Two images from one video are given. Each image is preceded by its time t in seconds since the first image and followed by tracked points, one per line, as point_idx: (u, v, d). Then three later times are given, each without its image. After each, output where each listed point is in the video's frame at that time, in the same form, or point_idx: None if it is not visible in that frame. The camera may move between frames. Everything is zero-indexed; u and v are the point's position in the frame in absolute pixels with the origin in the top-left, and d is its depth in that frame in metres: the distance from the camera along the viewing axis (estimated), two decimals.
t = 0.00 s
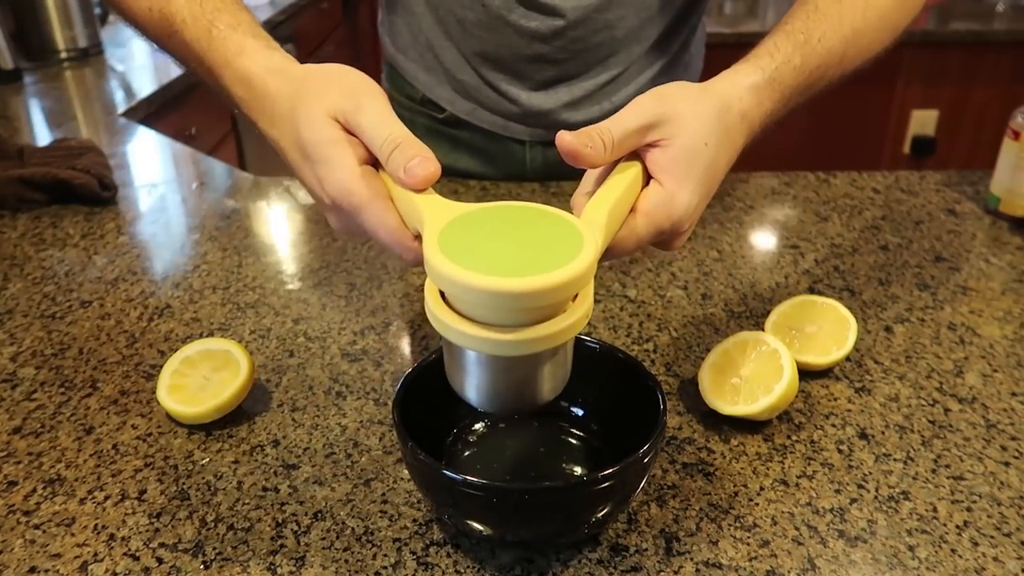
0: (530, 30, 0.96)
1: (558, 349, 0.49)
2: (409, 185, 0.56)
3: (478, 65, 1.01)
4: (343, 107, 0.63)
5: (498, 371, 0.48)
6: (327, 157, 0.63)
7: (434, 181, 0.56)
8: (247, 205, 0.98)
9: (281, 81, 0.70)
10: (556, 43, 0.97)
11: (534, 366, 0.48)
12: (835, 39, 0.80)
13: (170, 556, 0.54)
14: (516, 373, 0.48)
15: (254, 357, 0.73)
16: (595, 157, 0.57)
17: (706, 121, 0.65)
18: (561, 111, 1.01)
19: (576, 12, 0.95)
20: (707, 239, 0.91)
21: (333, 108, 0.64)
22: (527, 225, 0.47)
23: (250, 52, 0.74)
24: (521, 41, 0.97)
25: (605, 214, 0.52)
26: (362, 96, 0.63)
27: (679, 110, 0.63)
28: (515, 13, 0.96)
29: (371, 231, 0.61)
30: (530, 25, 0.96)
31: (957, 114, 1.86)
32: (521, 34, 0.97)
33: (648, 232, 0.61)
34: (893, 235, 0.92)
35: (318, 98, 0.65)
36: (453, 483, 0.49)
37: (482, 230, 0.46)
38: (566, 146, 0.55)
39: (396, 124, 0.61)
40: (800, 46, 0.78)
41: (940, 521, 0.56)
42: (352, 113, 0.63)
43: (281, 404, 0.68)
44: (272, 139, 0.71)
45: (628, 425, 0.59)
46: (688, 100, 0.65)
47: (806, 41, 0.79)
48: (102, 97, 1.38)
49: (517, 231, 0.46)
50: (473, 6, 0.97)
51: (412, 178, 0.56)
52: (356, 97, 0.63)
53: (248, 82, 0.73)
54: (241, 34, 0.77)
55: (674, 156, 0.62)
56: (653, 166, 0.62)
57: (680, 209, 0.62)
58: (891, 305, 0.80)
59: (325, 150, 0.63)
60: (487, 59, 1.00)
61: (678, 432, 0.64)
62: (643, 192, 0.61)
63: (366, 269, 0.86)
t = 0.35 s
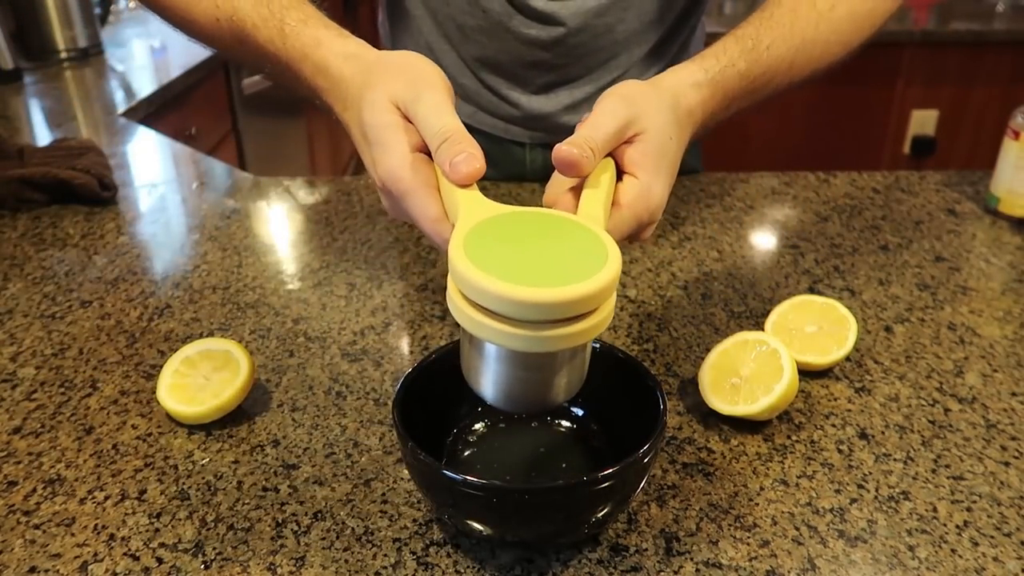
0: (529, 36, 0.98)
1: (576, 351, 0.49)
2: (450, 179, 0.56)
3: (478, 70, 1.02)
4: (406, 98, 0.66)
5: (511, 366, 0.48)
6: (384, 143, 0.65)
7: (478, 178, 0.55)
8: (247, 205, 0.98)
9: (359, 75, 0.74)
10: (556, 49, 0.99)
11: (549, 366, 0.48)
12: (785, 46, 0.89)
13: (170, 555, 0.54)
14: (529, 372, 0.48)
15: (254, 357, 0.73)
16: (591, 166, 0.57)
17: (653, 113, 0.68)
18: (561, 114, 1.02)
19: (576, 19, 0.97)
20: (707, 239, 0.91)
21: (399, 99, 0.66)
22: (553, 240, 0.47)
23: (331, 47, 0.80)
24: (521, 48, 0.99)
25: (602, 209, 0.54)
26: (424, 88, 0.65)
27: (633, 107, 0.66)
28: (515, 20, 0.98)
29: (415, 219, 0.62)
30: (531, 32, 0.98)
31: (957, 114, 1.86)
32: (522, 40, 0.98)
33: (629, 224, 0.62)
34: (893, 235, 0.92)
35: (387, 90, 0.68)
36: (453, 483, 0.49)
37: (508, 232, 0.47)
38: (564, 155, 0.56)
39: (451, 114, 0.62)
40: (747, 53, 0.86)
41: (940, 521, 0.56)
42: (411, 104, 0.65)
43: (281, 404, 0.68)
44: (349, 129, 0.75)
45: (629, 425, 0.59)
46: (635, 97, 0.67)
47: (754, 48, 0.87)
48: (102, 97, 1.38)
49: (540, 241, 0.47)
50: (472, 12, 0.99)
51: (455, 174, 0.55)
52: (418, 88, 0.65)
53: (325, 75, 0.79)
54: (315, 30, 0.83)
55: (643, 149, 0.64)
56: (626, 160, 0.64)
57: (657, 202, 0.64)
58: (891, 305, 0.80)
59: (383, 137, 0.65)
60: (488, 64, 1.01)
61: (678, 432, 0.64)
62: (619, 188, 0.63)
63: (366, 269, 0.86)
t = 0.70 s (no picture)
0: (532, 43, 1.00)
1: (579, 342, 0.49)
2: (466, 176, 0.56)
3: (478, 74, 1.04)
4: (431, 101, 0.66)
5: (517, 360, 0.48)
6: (406, 144, 0.65)
7: (494, 178, 0.55)
8: (247, 205, 0.98)
9: (391, 82, 0.75)
10: (556, 55, 1.01)
11: (555, 358, 0.48)
12: (756, 49, 0.91)
13: (169, 556, 0.54)
14: (534, 365, 0.48)
15: (254, 357, 0.73)
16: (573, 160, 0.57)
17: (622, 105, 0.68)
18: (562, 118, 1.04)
19: (578, 27, 0.99)
20: (707, 239, 0.91)
21: (424, 102, 0.67)
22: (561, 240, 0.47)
23: (366, 55, 0.81)
24: (522, 53, 1.01)
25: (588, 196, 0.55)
26: (448, 91, 0.65)
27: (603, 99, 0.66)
28: (517, 27, 1.00)
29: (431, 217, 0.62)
30: (532, 39, 1.00)
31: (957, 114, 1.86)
32: (523, 46, 1.01)
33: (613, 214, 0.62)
34: (893, 235, 0.92)
35: (414, 95, 0.68)
36: (453, 483, 0.49)
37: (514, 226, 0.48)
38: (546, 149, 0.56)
39: (474, 118, 0.62)
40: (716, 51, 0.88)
41: (939, 520, 0.56)
42: (435, 106, 0.65)
43: (281, 404, 0.68)
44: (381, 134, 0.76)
45: (629, 423, 0.59)
46: (604, 90, 0.68)
47: (723, 47, 0.89)
48: (102, 97, 1.38)
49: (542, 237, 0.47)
50: (474, 18, 1.00)
51: (471, 172, 0.55)
52: (442, 91, 0.66)
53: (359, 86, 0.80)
54: (351, 39, 0.84)
55: (619, 140, 0.64)
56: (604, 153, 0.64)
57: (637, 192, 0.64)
58: (891, 305, 0.80)
59: (407, 138, 0.65)
60: (488, 69, 1.04)
61: (678, 432, 0.64)
62: (599, 179, 0.62)
63: (366, 268, 0.86)
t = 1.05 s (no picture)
0: (531, 46, 1.00)
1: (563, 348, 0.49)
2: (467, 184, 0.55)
3: (477, 77, 1.05)
4: (425, 115, 0.66)
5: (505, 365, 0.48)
6: (414, 166, 0.65)
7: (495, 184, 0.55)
8: (247, 204, 0.98)
9: (392, 96, 0.75)
10: (556, 58, 1.01)
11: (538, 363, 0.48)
12: (747, 55, 0.91)
13: (170, 556, 0.54)
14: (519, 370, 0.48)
15: (254, 357, 0.73)
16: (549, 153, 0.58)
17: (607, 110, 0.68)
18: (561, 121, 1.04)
19: (578, 31, 1.00)
20: (707, 239, 0.91)
21: (420, 119, 0.67)
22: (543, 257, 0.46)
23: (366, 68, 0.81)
24: (521, 57, 1.01)
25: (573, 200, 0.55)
26: (438, 101, 0.65)
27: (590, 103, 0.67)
28: (516, 31, 1.00)
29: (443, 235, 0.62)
30: (531, 43, 1.00)
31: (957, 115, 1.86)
32: (523, 50, 1.01)
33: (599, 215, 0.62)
34: (893, 235, 0.92)
35: (409, 111, 0.68)
36: (453, 483, 0.49)
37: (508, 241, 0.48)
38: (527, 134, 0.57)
39: (468, 126, 0.61)
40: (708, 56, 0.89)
41: (939, 520, 0.56)
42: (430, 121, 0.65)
43: (281, 404, 0.68)
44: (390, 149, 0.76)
45: (629, 423, 0.59)
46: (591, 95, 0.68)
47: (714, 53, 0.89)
48: (102, 97, 1.38)
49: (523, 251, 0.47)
50: (473, 22, 1.01)
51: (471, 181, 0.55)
52: (432, 103, 0.65)
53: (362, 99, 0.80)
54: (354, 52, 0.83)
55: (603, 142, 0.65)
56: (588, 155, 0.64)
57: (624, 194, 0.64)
58: (891, 305, 0.80)
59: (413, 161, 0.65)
60: (488, 72, 1.04)
61: (678, 432, 0.64)
62: (586, 183, 0.62)
63: (366, 268, 0.86)
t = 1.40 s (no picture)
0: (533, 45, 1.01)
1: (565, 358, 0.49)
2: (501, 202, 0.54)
3: (478, 78, 1.05)
4: (416, 161, 0.63)
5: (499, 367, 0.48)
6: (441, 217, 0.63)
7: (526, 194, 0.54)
8: (247, 205, 0.98)
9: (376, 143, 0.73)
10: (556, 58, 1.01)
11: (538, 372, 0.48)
12: (758, 42, 0.90)
13: (170, 556, 0.54)
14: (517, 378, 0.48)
15: (254, 357, 0.73)
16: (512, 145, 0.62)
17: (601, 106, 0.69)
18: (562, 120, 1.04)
19: (580, 28, 1.00)
20: (707, 239, 0.91)
21: (416, 169, 0.64)
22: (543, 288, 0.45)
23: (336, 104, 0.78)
24: (524, 57, 1.02)
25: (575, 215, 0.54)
26: (418, 143, 0.63)
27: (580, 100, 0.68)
28: (517, 29, 1.00)
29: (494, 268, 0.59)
30: (533, 40, 1.01)
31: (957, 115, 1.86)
32: (524, 49, 1.01)
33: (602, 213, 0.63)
34: (893, 235, 0.92)
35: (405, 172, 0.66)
36: (453, 483, 0.49)
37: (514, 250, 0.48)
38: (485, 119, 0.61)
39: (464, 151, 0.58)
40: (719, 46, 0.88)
41: (939, 520, 0.56)
42: (422, 165, 0.62)
43: (281, 404, 0.68)
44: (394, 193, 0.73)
45: (628, 422, 0.59)
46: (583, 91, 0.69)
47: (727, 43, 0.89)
48: (102, 97, 1.38)
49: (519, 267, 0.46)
50: (474, 21, 1.01)
51: (500, 194, 0.54)
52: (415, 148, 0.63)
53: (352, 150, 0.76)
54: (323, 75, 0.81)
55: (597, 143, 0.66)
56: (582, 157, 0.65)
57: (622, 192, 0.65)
58: (891, 305, 0.80)
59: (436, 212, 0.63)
60: (489, 73, 1.04)
61: (678, 432, 0.64)
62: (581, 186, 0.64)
63: (366, 268, 0.86)
